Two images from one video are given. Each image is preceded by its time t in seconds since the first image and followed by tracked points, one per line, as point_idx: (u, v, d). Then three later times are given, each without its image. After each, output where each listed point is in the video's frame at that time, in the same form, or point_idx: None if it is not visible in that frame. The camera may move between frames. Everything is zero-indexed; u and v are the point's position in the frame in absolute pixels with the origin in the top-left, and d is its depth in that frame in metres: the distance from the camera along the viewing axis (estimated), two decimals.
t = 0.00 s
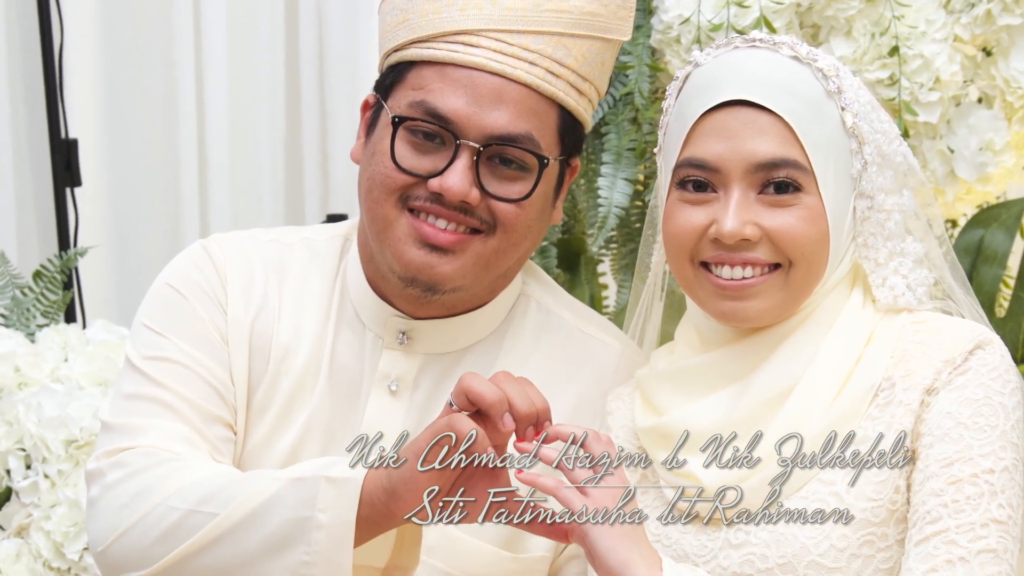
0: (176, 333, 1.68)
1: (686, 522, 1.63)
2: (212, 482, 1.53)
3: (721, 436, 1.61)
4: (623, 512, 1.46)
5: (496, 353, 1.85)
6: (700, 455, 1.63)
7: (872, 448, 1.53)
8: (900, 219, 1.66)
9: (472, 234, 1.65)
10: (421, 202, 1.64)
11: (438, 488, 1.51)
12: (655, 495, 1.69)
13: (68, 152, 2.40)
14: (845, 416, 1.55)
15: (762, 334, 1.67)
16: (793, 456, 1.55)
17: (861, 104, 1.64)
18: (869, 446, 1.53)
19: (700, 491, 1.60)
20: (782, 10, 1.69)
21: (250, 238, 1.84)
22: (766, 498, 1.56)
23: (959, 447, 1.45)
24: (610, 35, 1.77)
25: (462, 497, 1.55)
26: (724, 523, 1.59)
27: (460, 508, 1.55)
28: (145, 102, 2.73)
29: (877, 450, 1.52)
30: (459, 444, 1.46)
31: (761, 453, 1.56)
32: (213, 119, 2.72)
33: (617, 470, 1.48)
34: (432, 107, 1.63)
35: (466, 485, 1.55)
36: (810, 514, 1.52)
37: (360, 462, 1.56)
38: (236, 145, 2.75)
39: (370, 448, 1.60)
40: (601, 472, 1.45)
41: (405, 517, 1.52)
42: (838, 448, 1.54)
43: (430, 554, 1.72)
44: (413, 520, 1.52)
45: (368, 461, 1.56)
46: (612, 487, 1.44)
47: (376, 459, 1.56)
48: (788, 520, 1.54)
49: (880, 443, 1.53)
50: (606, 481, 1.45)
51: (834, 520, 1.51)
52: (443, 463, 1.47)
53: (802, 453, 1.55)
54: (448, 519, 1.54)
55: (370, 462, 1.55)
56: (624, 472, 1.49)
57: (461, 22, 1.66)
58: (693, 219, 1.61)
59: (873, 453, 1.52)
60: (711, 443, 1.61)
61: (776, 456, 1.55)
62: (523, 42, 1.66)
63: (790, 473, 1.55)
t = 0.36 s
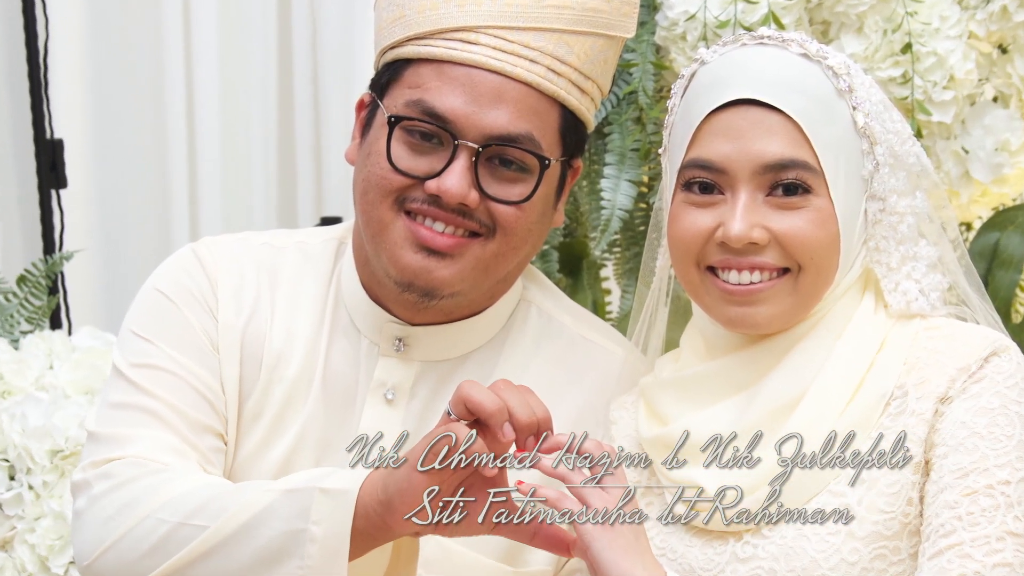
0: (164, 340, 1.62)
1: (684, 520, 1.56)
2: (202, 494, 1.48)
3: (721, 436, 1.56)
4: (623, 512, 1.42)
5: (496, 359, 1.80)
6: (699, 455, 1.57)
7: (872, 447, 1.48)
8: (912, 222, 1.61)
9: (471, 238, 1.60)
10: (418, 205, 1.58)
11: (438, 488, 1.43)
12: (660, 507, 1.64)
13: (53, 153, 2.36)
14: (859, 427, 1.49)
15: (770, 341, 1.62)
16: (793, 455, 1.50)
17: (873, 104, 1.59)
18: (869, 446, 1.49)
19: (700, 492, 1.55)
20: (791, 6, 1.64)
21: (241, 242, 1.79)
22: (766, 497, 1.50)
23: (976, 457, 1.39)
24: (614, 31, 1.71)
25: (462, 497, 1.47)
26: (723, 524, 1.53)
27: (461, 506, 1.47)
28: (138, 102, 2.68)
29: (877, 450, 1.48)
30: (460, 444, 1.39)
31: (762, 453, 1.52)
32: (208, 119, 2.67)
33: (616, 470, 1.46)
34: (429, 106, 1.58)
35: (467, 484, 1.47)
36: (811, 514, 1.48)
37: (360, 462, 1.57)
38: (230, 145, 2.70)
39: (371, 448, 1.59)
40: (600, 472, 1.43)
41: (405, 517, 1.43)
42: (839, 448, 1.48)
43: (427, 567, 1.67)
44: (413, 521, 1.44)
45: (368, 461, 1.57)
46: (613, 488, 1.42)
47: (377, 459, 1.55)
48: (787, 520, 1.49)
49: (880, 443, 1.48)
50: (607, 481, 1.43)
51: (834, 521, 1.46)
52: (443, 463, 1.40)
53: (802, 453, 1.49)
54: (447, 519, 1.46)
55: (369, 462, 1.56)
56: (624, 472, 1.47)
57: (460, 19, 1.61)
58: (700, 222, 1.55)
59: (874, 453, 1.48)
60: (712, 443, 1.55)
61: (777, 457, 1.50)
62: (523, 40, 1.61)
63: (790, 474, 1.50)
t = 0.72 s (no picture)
0: (152, 346, 1.58)
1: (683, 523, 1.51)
2: (192, 505, 1.43)
3: (721, 436, 1.52)
4: (623, 511, 1.37)
5: (496, 365, 1.75)
6: (699, 455, 1.52)
7: (872, 447, 1.43)
8: (925, 224, 1.56)
9: (470, 240, 1.55)
10: (415, 205, 1.53)
11: (439, 488, 1.37)
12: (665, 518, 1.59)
13: (38, 152, 2.34)
14: (870, 435, 1.44)
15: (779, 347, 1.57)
16: (792, 455, 1.45)
17: (884, 101, 1.54)
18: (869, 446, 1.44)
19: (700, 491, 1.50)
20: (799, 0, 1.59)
21: (231, 244, 1.74)
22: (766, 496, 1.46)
23: (992, 466, 1.34)
24: (618, 27, 1.66)
25: (462, 497, 1.41)
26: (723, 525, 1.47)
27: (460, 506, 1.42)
28: (131, 101, 2.63)
29: (877, 450, 1.43)
30: (459, 445, 1.34)
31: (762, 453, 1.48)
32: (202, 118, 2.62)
33: (616, 470, 1.40)
34: (426, 103, 1.53)
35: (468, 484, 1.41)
36: (810, 514, 1.44)
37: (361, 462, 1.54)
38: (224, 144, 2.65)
39: (373, 448, 1.55)
40: (600, 473, 1.36)
41: (404, 518, 1.37)
42: (839, 448, 1.43)
43: None
44: (413, 521, 1.38)
45: (368, 460, 1.54)
46: (613, 487, 1.36)
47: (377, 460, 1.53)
48: (788, 520, 1.45)
49: (880, 442, 1.44)
50: (607, 480, 1.36)
51: (834, 521, 1.42)
52: (444, 462, 1.35)
53: (801, 452, 1.45)
54: (447, 519, 1.41)
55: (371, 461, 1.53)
56: (623, 473, 1.40)
57: (458, 13, 1.56)
58: (706, 224, 1.50)
59: (873, 453, 1.43)
60: (712, 442, 1.51)
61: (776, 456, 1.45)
62: (523, 35, 1.56)
63: (790, 474, 1.44)
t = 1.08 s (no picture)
0: (141, 349, 1.53)
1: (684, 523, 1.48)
2: (182, 514, 1.38)
3: (721, 436, 1.48)
4: (623, 511, 1.32)
5: (495, 369, 1.70)
6: (699, 455, 1.48)
7: (872, 447, 1.38)
8: (938, 224, 1.51)
9: (469, 241, 1.51)
10: (412, 205, 1.49)
11: (439, 488, 1.31)
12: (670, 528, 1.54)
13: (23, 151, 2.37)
14: (882, 442, 1.39)
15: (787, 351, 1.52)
16: (793, 455, 1.41)
17: (896, 98, 1.49)
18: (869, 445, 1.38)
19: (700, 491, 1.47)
20: None
21: (223, 245, 1.70)
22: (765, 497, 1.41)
23: (1007, 473, 1.28)
24: (621, 21, 1.62)
25: (462, 497, 1.36)
26: (723, 524, 1.43)
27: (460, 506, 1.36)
28: (124, 99, 2.59)
29: (877, 450, 1.38)
30: (459, 445, 1.29)
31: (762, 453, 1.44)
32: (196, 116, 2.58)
33: (616, 470, 1.34)
34: (423, 99, 1.48)
35: (469, 484, 1.36)
36: (811, 514, 1.38)
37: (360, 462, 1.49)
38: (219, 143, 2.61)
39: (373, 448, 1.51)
40: (600, 472, 1.30)
41: (404, 518, 1.32)
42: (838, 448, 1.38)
43: None
44: (413, 521, 1.33)
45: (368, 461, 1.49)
46: (612, 487, 1.29)
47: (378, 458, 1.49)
48: (788, 520, 1.39)
49: (880, 442, 1.38)
50: (607, 481, 1.30)
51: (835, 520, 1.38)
52: (443, 464, 1.30)
53: (802, 452, 1.40)
54: (447, 520, 1.35)
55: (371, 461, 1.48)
56: (624, 473, 1.35)
57: (457, 7, 1.51)
58: (712, 224, 1.46)
59: (874, 453, 1.38)
60: (711, 443, 1.47)
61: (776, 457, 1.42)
62: (523, 30, 1.52)
63: (789, 474, 1.40)
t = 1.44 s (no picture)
0: (130, 351, 1.48)
1: (684, 523, 1.44)
2: (175, 520, 1.33)
3: (721, 436, 1.44)
4: (623, 512, 1.27)
5: (496, 370, 1.66)
6: (699, 455, 1.45)
7: (873, 448, 1.33)
8: (950, 222, 1.47)
9: (467, 240, 1.46)
10: (409, 203, 1.44)
11: (439, 488, 1.26)
12: (675, 535, 1.49)
13: (9, 146, 2.28)
14: (898, 445, 1.34)
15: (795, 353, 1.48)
16: (793, 455, 1.37)
17: (907, 92, 1.45)
18: (869, 446, 1.33)
19: (700, 490, 1.44)
20: None
21: (213, 243, 1.65)
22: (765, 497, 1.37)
23: None
24: (625, 12, 1.58)
25: (462, 497, 1.31)
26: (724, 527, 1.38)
27: (460, 506, 1.31)
28: (117, 95, 2.55)
29: (877, 450, 1.33)
30: (461, 445, 1.25)
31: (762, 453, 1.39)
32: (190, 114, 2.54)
33: (616, 470, 1.29)
34: (420, 94, 1.44)
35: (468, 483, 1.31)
36: (811, 514, 1.34)
37: (360, 463, 1.48)
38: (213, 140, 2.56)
39: (373, 448, 1.49)
40: (599, 472, 1.26)
41: (404, 518, 1.27)
42: (839, 448, 1.34)
43: None
44: (413, 521, 1.28)
45: (368, 461, 1.48)
46: (613, 487, 1.25)
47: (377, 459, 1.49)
48: (787, 520, 1.34)
49: (880, 442, 1.34)
50: (606, 481, 1.26)
51: (834, 520, 1.34)
52: (444, 464, 1.24)
53: (802, 453, 1.36)
54: (447, 520, 1.30)
55: (371, 462, 1.48)
56: (625, 473, 1.30)
57: None
58: (718, 222, 1.41)
59: (874, 453, 1.33)
60: (711, 443, 1.43)
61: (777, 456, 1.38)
62: (523, 22, 1.47)
63: (790, 474, 1.35)
